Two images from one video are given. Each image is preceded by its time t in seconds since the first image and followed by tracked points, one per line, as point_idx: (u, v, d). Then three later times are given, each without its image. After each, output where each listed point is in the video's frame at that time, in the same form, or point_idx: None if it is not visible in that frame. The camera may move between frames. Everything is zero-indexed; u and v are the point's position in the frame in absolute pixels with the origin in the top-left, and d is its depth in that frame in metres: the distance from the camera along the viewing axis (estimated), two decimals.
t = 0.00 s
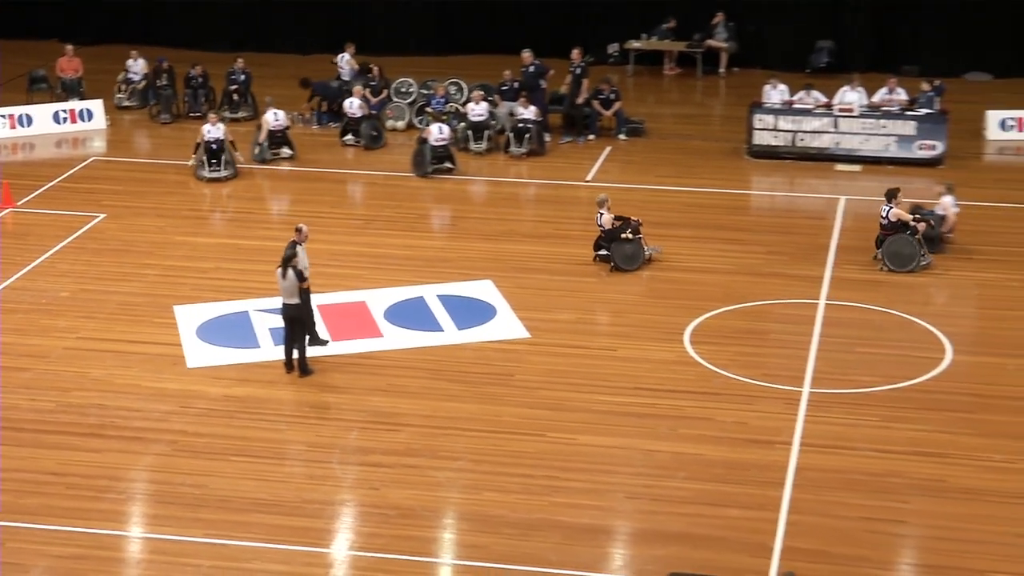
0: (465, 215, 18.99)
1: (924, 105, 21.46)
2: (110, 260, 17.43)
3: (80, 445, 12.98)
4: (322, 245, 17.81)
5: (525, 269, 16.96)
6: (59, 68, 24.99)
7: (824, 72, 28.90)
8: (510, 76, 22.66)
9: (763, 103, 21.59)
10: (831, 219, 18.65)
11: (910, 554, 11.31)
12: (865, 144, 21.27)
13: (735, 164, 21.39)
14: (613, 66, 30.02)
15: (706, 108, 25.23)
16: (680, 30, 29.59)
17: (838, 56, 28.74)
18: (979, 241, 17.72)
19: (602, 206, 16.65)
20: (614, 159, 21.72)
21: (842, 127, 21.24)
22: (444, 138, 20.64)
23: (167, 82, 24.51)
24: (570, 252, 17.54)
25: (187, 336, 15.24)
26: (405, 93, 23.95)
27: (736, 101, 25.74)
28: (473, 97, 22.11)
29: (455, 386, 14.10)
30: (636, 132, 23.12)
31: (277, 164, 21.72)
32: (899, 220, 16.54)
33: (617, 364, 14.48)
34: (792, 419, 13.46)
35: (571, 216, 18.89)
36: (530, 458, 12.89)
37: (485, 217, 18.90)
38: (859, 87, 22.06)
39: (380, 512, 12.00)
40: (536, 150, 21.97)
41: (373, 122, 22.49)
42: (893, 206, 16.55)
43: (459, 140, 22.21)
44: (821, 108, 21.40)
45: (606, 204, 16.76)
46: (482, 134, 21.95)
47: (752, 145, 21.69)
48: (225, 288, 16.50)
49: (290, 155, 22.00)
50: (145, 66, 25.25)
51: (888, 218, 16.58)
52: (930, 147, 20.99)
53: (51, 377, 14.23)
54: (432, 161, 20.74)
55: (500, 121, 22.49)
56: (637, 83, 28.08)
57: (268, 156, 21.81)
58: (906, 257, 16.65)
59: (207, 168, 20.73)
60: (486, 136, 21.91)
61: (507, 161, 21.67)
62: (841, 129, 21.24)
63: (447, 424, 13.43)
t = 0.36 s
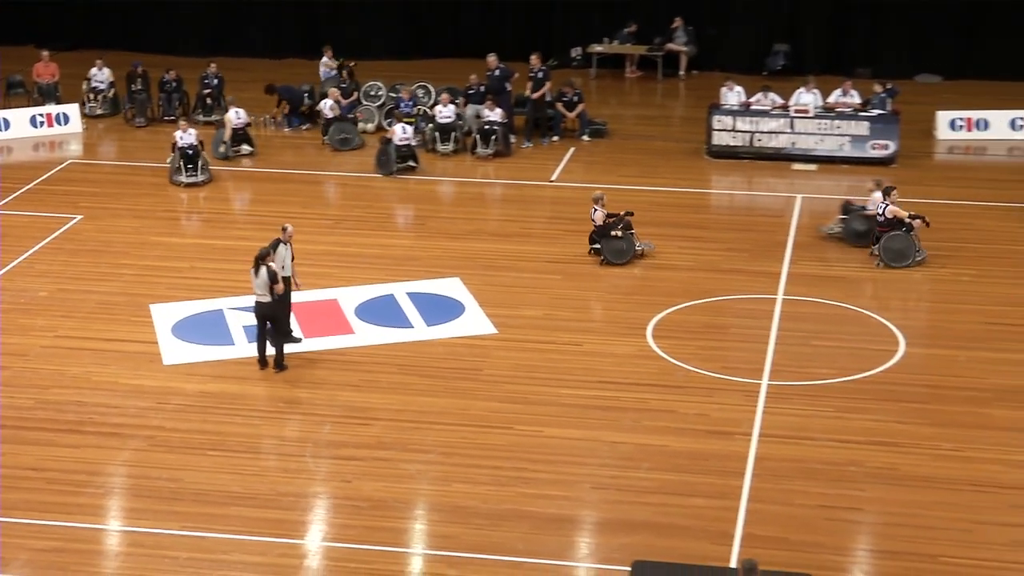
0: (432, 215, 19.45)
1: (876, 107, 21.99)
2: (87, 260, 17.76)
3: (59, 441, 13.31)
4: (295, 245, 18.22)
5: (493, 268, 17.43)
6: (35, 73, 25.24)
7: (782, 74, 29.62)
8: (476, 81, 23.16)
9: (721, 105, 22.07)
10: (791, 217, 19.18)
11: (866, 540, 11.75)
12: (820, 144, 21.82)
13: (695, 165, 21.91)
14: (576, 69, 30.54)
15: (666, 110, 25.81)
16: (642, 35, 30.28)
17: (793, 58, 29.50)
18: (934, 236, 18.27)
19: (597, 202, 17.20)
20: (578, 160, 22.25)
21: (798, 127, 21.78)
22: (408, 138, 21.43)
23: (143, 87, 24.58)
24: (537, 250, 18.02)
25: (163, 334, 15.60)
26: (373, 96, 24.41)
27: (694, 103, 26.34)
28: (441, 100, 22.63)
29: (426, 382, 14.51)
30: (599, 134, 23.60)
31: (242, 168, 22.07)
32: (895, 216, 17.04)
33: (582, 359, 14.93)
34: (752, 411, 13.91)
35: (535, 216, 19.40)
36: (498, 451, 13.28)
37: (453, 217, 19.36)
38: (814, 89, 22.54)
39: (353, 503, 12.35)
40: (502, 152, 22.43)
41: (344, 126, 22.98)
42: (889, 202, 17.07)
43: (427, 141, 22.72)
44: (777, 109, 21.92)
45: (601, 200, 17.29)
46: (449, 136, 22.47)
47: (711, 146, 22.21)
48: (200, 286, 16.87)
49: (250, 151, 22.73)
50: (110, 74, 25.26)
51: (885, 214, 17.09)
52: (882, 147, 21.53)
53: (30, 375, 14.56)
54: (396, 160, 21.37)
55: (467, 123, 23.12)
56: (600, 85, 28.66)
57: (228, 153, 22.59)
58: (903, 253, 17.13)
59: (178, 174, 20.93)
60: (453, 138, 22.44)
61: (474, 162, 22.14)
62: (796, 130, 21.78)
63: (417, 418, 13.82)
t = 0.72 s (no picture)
0: (404, 215, 19.90)
1: (833, 108, 22.54)
2: (67, 260, 18.09)
3: (41, 437, 13.65)
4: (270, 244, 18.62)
5: (464, 266, 17.89)
6: (15, 78, 25.52)
7: (743, 77, 30.46)
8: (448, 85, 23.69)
9: (684, 106, 22.65)
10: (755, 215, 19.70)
11: (826, 527, 12.18)
12: (779, 144, 22.44)
13: (659, 164, 22.46)
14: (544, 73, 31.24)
15: (631, 112, 26.39)
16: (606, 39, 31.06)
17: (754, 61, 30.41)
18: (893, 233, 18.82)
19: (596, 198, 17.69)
20: (545, 160, 22.80)
21: (758, 127, 22.40)
22: (375, 138, 22.02)
23: (121, 91, 25.00)
24: (507, 249, 18.49)
25: (142, 332, 15.95)
26: (347, 99, 24.97)
27: (659, 105, 26.94)
28: (413, 103, 23.12)
29: (399, 377, 14.93)
30: (565, 135, 24.12)
31: (218, 170, 22.42)
32: (892, 214, 17.59)
33: (551, 354, 15.38)
34: (715, 403, 14.37)
35: (504, 215, 19.89)
36: (470, 444, 13.67)
37: (426, 217, 19.81)
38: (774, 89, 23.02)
39: (328, 496, 12.70)
40: (472, 153, 22.91)
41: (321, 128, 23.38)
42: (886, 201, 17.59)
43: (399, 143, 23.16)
44: (738, 111, 22.55)
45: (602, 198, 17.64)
46: (420, 137, 22.90)
47: (675, 146, 22.78)
48: (178, 286, 17.23)
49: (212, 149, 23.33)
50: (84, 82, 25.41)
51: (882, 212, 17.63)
52: (840, 147, 22.14)
53: (12, 373, 14.89)
54: (364, 160, 21.92)
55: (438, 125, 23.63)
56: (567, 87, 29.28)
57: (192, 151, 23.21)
58: (898, 249, 17.75)
59: (159, 178, 21.12)
60: (424, 140, 22.86)
61: (445, 163, 22.63)
62: (757, 131, 22.42)
63: (391, 413, 14.22)
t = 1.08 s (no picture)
0: (379, 215, 20.36)
1: (795, 110, 23.28)
2: (49, 262, 18.41)
3: (25, 434, 13.98)
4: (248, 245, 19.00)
5: (438, 265, 18.33)
6: None
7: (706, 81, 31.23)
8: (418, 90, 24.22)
9: (651, 109, 23.26)
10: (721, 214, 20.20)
11: (790, 517, 12.61)
12: (744, 145, 23.05)
13: (627, 165, 23.01)
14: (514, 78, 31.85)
15: (599, 114, 26.93)
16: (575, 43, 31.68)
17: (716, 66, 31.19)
18: (853, 232, 19.40)
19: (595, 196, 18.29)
20: (516, 162, 23.30)
21: (722, 129, 23.00)
22: (345, 139, 22.50)
23: (101, 95, 25.27)
24: (480, 249, 18.94)
25: (123, 332, 16.28)
26: (322, 103, 25.24)
27: (627, 108, 27.53)
28: (387, 107, 23.53)
29: (376, 373, 15.33)
30: (537, 137, 24.78)
31: (196, 172, 22.76)
32: (890, 212, 18.22)
33: (522, 351, 15.82)
34: (683, 397, 14.81)
35: (476, 216, 20.36)
36: (445, 438, 14.07)
37: (402, 217, 20.28)
38: (738, 94, 23.28)
39: (307, 490, 13.06)
40: (444, 155, 23.41)
41: (298, 132, 23.75)
42: (884, 199, 18.28)
43: (374, 146, 23.60)
44: (703, 113, 23.15)
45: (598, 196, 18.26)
46: (394, 140, 23.32)
47: (642, 148, 23.35)
48: (158, 286, 17.58)
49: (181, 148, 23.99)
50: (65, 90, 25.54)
51: (880, 210, 18.29)
52: (802, 148, 22.79)
53: None
54: (335, 161, 22.33)
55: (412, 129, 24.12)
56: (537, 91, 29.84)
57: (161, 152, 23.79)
58: (897, 246, 18.27)
59: (143, 182, 21.40)
60: (398, 142, 23.30)
61: (419, 165, 23.09)
62: (721, 132, 23.02)
63: (368, 408, 14.62)
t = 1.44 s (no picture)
0: (356, 215, 20.81)
1: (759, 112, 24.04)
2: (33, 262, 18.76)
3: (11, 431, 14.35)
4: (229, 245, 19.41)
5: (413, 264, 18.78)
6: None
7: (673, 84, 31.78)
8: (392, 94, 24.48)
9: (619, 111, 23.85)
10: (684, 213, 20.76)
11: (755, 505, 13.06)
12: (709, 146, 23.72)
13: (596, 167, 23.57)
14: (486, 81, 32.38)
15: (568, 117, 27.48)
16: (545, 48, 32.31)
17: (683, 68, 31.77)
18: (818, 231, 19.96)
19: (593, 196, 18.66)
20: (488, 163, 23.82)
21: (688, 131, 23.69)
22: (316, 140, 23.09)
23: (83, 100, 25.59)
24: (455, 248, 19.41)
25: (106, 330, 16.67)
26: (300, 107, 25.67)
27: (597, 111, 28.08)
28: (363, 111, 23.98)
29: (354, 369, 15.77)
30: (508, 139, 25.26)
31: (178, 174, 23.14)
32: (886, 209, 18.80)
33: (496, 347, 16.28)
34: (651, 390, 15.28)
35: (450, 216, 20.83)
36: (421, 431, 14.50)
37: (379, 217, 20.74)
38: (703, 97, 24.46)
39: (287, 483, 13.47)
40: (419, 157, 23.90)
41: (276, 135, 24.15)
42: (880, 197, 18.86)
43: (351, 148, 24.03)
44: (669, 115, 23.78)
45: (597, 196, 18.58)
46: (370, 142, 23.79)
47: (610, 149, 23.94)
48: (140, 285, 17.97)
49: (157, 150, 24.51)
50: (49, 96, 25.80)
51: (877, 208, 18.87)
52: (765, 148, 23.50)
53: None
54: (306, 161, 22.88)
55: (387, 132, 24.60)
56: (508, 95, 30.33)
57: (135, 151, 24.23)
58: (895, 243, 18.88)
59: (133, 186, 21.74)
60: (374, 145, 23.76)
61: (393, 167, 23.55)
62: (687, 134, 23.66)
63: (346, 403, 15.04)
